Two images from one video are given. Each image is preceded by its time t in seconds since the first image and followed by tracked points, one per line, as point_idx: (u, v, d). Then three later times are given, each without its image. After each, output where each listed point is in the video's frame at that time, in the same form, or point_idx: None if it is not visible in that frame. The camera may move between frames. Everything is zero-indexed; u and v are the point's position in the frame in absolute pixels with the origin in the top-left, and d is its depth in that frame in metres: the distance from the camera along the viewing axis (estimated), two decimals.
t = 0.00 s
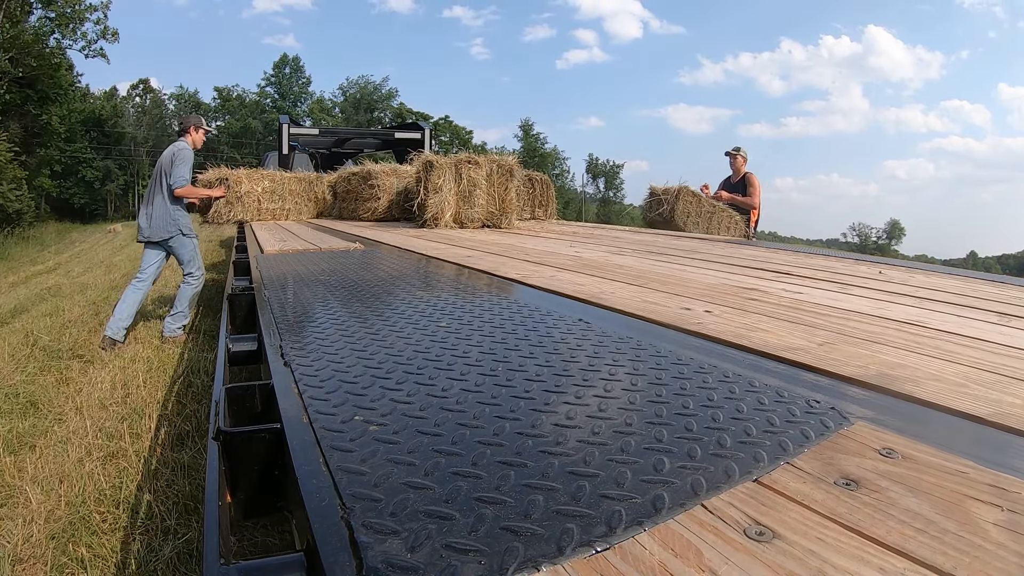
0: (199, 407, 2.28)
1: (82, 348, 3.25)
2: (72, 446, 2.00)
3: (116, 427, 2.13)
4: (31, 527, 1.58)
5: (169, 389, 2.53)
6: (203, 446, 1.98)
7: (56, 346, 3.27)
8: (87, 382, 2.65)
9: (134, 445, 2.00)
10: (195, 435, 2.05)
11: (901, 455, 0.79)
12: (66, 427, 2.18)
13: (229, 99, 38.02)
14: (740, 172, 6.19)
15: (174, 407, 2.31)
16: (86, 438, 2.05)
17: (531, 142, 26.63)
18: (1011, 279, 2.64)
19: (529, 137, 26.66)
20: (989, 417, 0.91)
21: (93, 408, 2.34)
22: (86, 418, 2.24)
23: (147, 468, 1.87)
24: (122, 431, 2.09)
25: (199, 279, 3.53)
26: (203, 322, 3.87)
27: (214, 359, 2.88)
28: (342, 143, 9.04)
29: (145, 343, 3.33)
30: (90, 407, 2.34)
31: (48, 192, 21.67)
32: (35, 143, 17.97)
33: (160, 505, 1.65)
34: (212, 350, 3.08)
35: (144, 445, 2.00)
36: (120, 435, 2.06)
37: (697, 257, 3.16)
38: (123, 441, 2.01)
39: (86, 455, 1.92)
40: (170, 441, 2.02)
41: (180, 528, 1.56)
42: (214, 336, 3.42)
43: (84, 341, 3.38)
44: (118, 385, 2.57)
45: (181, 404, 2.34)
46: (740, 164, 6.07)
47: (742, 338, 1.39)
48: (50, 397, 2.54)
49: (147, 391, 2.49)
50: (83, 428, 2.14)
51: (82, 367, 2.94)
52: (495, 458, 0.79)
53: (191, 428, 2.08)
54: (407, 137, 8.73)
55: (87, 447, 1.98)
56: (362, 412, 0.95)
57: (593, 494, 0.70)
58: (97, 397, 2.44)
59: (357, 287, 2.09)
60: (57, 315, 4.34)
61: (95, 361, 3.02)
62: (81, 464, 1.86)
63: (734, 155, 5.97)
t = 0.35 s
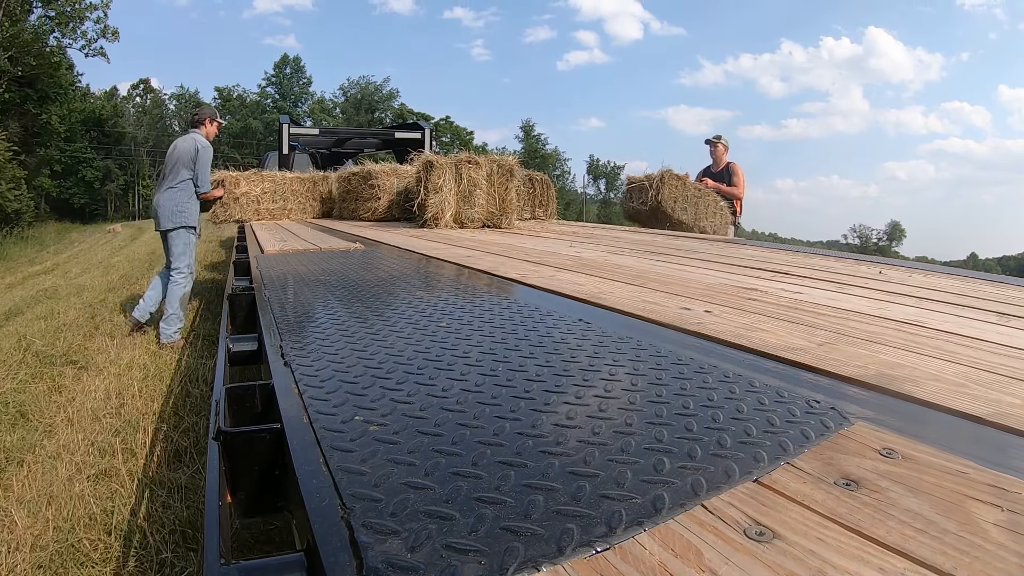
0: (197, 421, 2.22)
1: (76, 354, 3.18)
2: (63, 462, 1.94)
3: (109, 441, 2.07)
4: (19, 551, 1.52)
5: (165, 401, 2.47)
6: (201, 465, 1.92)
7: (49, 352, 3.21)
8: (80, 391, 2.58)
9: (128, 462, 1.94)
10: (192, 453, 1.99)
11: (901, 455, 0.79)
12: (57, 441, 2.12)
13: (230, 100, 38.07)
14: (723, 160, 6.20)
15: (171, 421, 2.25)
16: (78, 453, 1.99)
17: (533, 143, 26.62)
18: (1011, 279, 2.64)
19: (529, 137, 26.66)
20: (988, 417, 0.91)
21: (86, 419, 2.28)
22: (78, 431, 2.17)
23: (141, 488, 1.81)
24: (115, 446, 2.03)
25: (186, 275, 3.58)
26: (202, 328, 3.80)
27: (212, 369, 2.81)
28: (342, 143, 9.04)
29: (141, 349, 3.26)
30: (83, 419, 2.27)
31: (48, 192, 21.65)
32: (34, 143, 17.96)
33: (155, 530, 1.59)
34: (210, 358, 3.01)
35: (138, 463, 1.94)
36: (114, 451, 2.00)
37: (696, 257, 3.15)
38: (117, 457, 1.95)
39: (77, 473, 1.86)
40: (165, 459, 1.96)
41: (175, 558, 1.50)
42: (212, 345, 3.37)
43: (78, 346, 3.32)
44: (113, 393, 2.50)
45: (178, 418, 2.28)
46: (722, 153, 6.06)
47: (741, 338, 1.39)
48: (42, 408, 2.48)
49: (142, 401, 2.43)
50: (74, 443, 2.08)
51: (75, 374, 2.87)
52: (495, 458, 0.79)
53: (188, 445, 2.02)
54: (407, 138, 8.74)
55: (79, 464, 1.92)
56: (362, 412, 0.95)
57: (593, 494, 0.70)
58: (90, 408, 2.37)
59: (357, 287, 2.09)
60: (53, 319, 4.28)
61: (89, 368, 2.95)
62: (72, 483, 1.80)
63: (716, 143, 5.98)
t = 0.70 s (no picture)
0: (194, 438, 2.17)
1: (73, 361, 3.14)
2: (53, 484, 1.89)
3: (102, 462, 2.02)
4: None
5: (161, 414, 2.41)
6: (198, 489, 1.87)
7: (44, 359, 3.16)
8: (74, 403, 2.54)
9: (120, 484, 1.90)
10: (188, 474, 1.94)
11: (901, 455, 0.79)
12: (46, 458, 2.07)
13: (231, 100, 38.07)
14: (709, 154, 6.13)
15: (166, 436, 2.20)
16: (66, 475, 1.94)
17: (534, 143, 26.60)
18: (1011, 279, 2.63)
19: (529, 138, 26.65)
20: (988, 417, 0.91)
21: (78, 435, 2.23)
22: (70, 448, 2.13)
23: (133, 515, 1.76)
24: (108, 467, 1.98)
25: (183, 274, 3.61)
26: (200, 333, 3.74)
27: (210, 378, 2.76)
28: (342, 143, 9.04)
29: (138, 356, 3.21)
30: (74, 435, 2.23)
31: (47, 191, 21.63)
32: (34, 142, 17.95)
33: (149, 562, 1.55)
34: (210, 366, 2.96)
35: (131, 485, 1.90)
36: (106, 472, 1.95)
37: (697, 257, 3.15)
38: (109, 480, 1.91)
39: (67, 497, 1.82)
40: (160, 480, 1.91)
41: None
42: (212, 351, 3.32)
43: (73, 354, 3.27)
44: (107, 407, 2.45)
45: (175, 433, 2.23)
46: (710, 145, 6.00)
47: (741, 338, 1.39)
48: (32, 420, 2.43)
49: (136, 414, 2.38)
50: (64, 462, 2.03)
51: (70, 383, 2.82)
52: (495, 458, 0.79)
53: (184, 465, 1.97)
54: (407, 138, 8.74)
55: (69, 486, 1.88)
56: (362, 412, 0.95)
57: (593, 495, 0.70)
58: (82, 423, 2.32)
59: (356, 287, 2.09)
60: (50, 322, 4.24)
61: (83, 377, 2.90)
62: (62, 508, 1.76)
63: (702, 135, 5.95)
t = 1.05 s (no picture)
0: (193, 451, 2.04)
1: (65, 370, 3.00)
2: (38, 504, 1.75)
3: (92, 479, 1.88)
4: None
5: (156, 426, 2.28)
6: (196, 512, 1.72)
7: (35, 368, 3.02)
8: (64, 414, 2.40)
9: (112, 506, 1.75)
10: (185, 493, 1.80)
11: (901, 455, 0.79)
12: (32, 475, 1.93)
13: (231, 100, 38.07)
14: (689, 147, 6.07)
15: (163, 450, 2.06)
16: (54, 493, 1.80)
17: (535, 145, 26.64)
18: (1011, 280, 2.64)
19: (530, 138, 26.69)
20: (988, 418, 0.91)
21: (68, 450, 2.10)
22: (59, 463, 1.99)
23: (125, 541, 1.62)
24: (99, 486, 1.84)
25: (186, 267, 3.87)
26: (198, 336, 3.60)
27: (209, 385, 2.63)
28: (342, 143, 9.04)
29: (133, 362, 3.07)
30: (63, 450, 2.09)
31: (47, 191, 21.59)
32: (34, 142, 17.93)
33: None
34: (209, 373, 2.83)
35: (124, 506, 1.75)
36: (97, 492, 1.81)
37: (697, 257, 3.16)
38: (100, 500, 1.77)
39: (53, 517, 1.68)
40: (156, 500, 1.77)
41: None
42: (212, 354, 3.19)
43: (66, 361, 3.14)
44: (99, 419, 2.32)
45: (171, 446, 2.09)
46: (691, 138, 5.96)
47: (741, 338, 1.39)
48: (22, 433, 2.30)
49: (131, 427, 2.24)
50: (50, 479, 1.89)
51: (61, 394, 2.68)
52: (495, 458, 0.79)
53: (181, 484, 1.83)
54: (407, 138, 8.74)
55: (57, 509, 1.73)
56: (362, 412, 0.95)
57: (592, 494, 0.70)
58: (72, 436, 2.19)
59: (356, 287, 2.08)
60: (44, 327, 4.12)
61: (76, 387, 2.76)
62: (47, 531, 1.62)
63: (682, 127, 5.94)
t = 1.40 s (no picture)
0: (190, 472, 1.95)
1: (59, 381, 2.93)
2: (24, 529, 1.68)
3: (82, 503, 1.81)
4: None
5: (151, 442, 2.21)
6: (193, 543, 1.62)
7: (28, 379, 2.95)
8: (55, 429, 2.33)
9: (102, 537, 1.66)
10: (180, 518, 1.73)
11: (901, 455, 0.79)
12: (18, 498, 1.85)
13: (232, 100, 38.10)
14: (668, 144, 5.97)
15: (158, 471, 1.97)
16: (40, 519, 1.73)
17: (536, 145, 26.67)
18: (1011, 280, 2.64)
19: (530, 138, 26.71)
20: (989, 418, 0.91)
21: (58, 469, 2.03)
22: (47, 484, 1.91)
23: None
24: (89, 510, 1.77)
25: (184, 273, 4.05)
26: (196, 344, 3.53)
27: (207, 397, 2.56)
28: (342, 143, 9.05)
29: (129, 371, 3.00)
30: (52, 469, 2.02)
31: (46, 190, 21.59)
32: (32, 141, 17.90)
33: None
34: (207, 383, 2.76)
35: (115, 538, 1.66)
36: (87, 516, 1.74)
37: (697, 257, 3.16)
38: (89, 525, 1.70)
39: (39, 546, 1.61)
40: (148, 525, 1.70)
41: None
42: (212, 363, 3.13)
43: (60, 372, 3.08)
44: (91, 434, 2.25)
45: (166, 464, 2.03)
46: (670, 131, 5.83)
47: (741, 338, 1.40)
48: (11, 449, 2.23)
49: (124, 443, 2.17)
50: (37, 501, 1.82)
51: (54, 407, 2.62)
52: (495, 458, 0.79)
53: (178, 510, 1.74)
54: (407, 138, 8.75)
55: (43, 539, 1.64)
56: (363, 412, 0.95)
57: (593, 495, 0.70)
58: (63, 454, 2.12)
59: (356, 287, 2.09)
60: (40, 333, 4.06)
61: (69, 399, 2.70)
62: (32, 561, 1.55)
63: (662, 119, 5.87)
